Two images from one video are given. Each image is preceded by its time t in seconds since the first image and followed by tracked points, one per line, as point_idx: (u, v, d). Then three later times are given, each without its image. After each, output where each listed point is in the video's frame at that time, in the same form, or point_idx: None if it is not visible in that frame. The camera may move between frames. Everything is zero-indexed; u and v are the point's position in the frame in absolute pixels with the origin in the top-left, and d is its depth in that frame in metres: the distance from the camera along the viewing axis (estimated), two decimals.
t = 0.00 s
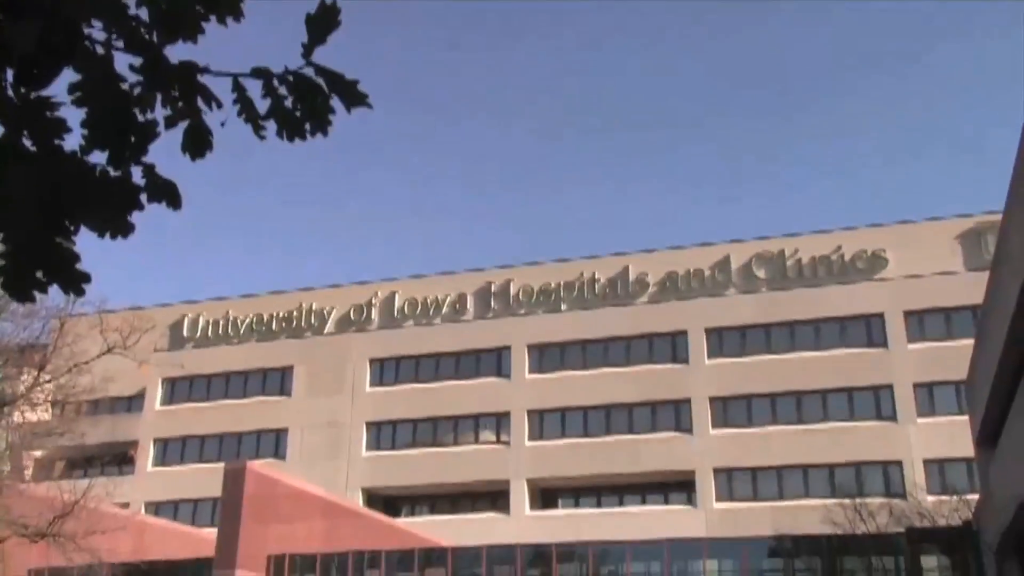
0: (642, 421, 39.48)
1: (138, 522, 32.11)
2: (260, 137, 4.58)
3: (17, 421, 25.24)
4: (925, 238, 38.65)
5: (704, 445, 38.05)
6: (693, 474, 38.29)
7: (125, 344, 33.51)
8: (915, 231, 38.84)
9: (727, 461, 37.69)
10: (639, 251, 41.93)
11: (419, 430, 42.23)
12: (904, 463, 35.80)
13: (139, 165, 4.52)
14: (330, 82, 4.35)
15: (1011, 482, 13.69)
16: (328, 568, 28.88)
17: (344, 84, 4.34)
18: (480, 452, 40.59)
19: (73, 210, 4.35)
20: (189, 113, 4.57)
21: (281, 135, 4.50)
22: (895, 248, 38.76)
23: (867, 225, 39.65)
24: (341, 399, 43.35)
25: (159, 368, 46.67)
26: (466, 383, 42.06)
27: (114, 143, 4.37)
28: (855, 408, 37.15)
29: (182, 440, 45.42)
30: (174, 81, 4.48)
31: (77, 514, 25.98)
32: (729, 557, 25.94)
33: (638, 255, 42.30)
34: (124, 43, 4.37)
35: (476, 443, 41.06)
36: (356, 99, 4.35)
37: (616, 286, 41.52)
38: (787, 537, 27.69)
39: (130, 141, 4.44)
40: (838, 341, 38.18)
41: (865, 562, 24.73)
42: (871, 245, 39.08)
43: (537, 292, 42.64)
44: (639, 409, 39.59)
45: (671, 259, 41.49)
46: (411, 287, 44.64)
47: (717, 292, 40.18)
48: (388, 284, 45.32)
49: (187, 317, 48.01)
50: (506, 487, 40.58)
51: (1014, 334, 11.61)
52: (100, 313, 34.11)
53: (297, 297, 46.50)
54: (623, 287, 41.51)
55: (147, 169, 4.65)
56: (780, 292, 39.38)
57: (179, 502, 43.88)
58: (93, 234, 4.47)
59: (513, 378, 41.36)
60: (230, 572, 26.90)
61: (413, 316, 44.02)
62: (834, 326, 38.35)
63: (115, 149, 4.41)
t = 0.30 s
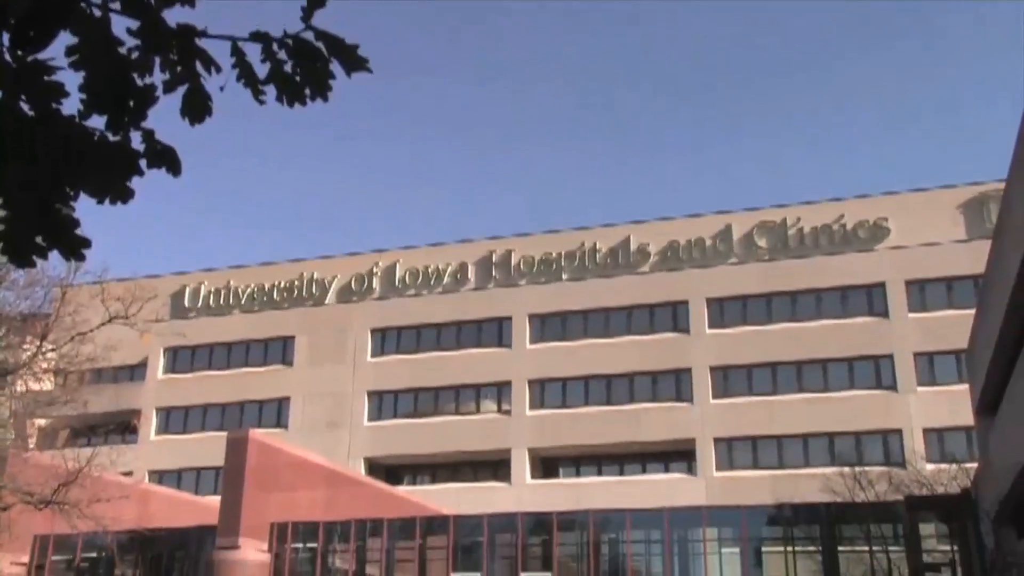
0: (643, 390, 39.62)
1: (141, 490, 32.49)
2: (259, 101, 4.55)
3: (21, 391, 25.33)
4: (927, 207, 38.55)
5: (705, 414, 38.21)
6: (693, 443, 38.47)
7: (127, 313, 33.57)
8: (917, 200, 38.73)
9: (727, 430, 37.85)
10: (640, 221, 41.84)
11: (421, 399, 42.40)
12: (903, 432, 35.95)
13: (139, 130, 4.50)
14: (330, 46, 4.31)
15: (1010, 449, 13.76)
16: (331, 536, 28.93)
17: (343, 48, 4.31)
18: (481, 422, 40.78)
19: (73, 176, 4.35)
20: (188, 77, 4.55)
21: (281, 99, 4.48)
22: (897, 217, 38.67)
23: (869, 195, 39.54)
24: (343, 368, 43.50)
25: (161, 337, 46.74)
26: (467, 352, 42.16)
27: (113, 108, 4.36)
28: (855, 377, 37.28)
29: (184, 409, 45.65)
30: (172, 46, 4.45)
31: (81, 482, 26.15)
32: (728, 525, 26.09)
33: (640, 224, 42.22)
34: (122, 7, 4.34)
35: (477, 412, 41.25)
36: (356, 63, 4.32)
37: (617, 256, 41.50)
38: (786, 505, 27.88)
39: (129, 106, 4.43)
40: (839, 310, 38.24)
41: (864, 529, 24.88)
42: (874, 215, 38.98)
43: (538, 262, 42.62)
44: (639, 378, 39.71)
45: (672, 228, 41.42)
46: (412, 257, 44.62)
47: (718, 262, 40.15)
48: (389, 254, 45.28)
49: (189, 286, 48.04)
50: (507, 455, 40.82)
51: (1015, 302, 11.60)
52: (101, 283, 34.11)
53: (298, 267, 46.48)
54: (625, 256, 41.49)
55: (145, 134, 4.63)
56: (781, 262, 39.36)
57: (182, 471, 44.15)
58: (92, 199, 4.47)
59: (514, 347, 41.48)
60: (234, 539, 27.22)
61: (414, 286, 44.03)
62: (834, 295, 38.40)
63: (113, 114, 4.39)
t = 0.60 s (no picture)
0: (643, 361, 39.71)
1: (143, 461, 32.65)
2: (258, 67, 4.54)
3: (22, 362, 25.47)
4: (928, 178, 38.42)
5: (705, 385, 38.33)
6: (693, 414, 38.61)
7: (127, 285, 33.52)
8: (919, 171, 38.58)
9: (727, 401, 37.97)
10: (641, 192, 41.72)
11: (421, 370, 42.50)
12: (902, 403, 36.05)
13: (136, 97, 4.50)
14: (328, 11, 4.30)
15: (1009, 421, 13.81)
16: (332, 507, 29.03)
17: (342, 14, 4.29)
18: (481, 393, 40.93)
19: (71, 142, 4.36)
20: (185, 44, 4.54)
21: (280, 66, 4.47)
22: (898, 188, 38.56)
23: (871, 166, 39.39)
24: (344, 340, 43.57)
25: (161, 308, 46.78)
26: (468, 324, 42.23)
27: (109, 75, 4.36)
28: (854, 349, 37.35)
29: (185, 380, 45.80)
30: (170, 12, 4.45)
31: (83, 453, 26.29)
32: (727, 496, 26.20)
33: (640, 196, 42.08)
34: None
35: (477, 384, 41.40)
36: (354, 29, 4.31)
37: (617, 227, 41.43)
38: (785, 475, 28.03)
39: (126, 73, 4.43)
40: (840, 282, 38.24)
41: (862, 499, 24.99)
42: (875, 186, 38.87)
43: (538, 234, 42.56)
44: (639, 350, 39.80)
45: (673, 200, 41.31)
46: (412, 228, 44.53)
47: (718, 234, 40.09)
48: (389, 225, 45.18)
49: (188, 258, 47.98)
50: (507, 426, 40.98)
51: (1015, 274, 11.60)
52: (101, 254, 34.05)
53: (297, 239, 46.41)
54: (625, 228, 41.42)
55: (143, 101, 4.64)
56: (782, 233, 39.33)
57: (184, 442, 44.37)
58: (90, 166, 4.48)
59: (514, 319, 41.54)
60: (234, 509, 27.56)
61: (415, 258, 44.00)
62: (835, 267, 38.41)
63: (110, 81, 4.40)
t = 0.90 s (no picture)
0: (643, 334, 39.78)
1: (145, 432, 32.79)
2: (258, 36, 4.55)
3: (23, 334, 25.50)
4: (930, 150, 38.24)
5: (705, 358, 38.42)
6: (693, 386, 38.75)
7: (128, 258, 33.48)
8: (922, 143, 38.38)
9: (727, 374, 38.08)
10: (642, 165, 41.57)
11: (422, 343, 42.57)
12: (902, 376, 36.15)
13: (134, 66, 4.54)
14: None
15: (1008, 394, 13.85)
16: (333, 479, 29.21)
17: None
18: (482, 366, 41.03)
19: (69, 109, 4.41)
20: (183, 12, 4.56)
21: (279, 36, 4.48)
22: (901, 161, 38.41)
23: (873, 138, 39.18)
24: (345, 313, 43.62)
25: (162, 282, 46.80)
26: (468, 297, 42.26)
27: (107, 43, 4.40)
28: (855, 322, 37.38)
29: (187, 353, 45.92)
30: None
31: (86, 425, 26.40)
32: (727, 468, 26.37)
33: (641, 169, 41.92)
34: None
35: (478, 356, 41.51)
36: None
37: (618, 200, 41.32)
38: (785, 447, 28.18)
39: (123, 41, 4.46)
40: (841, 255, 38.20)
41: (861, 471, 25.10)
42: (877, 158, 38.72)
43: (539, 207, 42.46)
44: (640, 323, 39.87)
45: (674, 173, 41.17)
46: (412, 201, 44.43)
47: (718, 207, 40.00)
48: (389, 199, 45.07)
49: (188, 231, 47.92)
50: (508, 399, 41.11)
51: (1015, 246, 11.63)
52: (101, 227, 33.98)
53: (298, 212, 46.29)
54: (626, 201, 41.32)
55: (142, 70, 4.64)
56: (783, 207, 39.24)
57: (186, 414, 44.57)
58: (88, 134, 4.52)
59: (514, 292, 41.56)
60: (237, 481, 27.64)
61: (415, 231, 43.94)
62: (835, 240, 38.36)
63: (107, 49, 4.44)
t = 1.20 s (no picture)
0: (643, 310, 39.82)
1: (147, 407, 32.88)
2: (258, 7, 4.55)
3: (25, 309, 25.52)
4: (933, 125, 38.05)
5: (705, 334, 38.47)
6: (693, 362, 38.84)
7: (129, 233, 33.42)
8: (925, 118, 38.19)
9: (727, 349, 38.16)
10: (643, 140, 41.40)
11: (423, 319, 42.62)
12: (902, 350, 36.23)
13: (132, 37, 4.56)
14: None
15: (1008, 369, 13.86)
16: (335, 453, 29.38)
17: None
18: (483, 341, 41.12)
19: (66, 80, 4.44)
20: None
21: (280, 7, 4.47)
22: (903, 135, 38.24)
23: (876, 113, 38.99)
24: (345, 289, 43.64)
25: (162, 257, 46.79)
26: (469, 273, 42.27)
27: (104, 13, 4.42)
28: (856, 297, 37.40)
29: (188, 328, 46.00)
30: None
31: (87, 400, 26.46)
32: (727, 444, 26.50)
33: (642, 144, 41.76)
34: None
35: (478, 332, 41.58)
36: None
37: (619, 176, 41.21)
38: (785, 422, 28.32)
39: (120, 12, 4.48)
40: (842, 231, 38.18)
41: (861, 446, 25.21)
42: (879, 133, 38.56)
43: (540, 182, 42.34)
44: (640, 299, 39.88)
45: (675, 148, 41.01)
46: (413, 177, 44.30)
47: (720, 183, 39.89)
48: (389, 174, 44.93)
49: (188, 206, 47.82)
50: (509, 374, 41.21)
51: (1016, 223, 11.66)
52: (102, 202, 33.91)
53: (298, 187, 46.17)
54: (627, 176, 41.19)
55: (139, 39, 4.65)
56: (785, 182, 39.13)
57: (188, 389, 44.74)
58: (85, 105, 4.56)
59: (515, 268, 41.56)
60: (239, 455, 27.73)
61: (416, 207, 43.86)
62: (836, 216, 38.29)
63: (105, 20, 4.46)
